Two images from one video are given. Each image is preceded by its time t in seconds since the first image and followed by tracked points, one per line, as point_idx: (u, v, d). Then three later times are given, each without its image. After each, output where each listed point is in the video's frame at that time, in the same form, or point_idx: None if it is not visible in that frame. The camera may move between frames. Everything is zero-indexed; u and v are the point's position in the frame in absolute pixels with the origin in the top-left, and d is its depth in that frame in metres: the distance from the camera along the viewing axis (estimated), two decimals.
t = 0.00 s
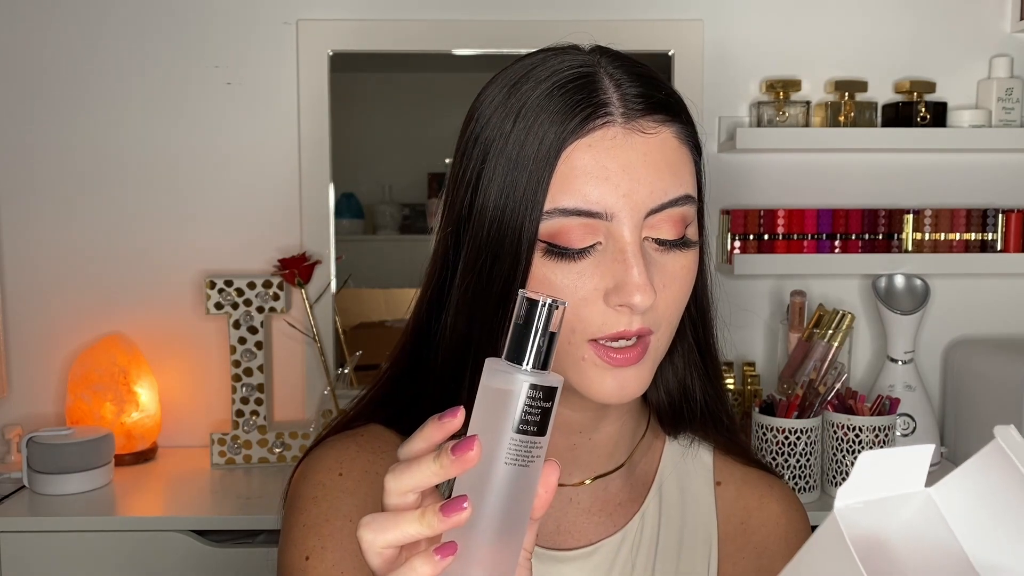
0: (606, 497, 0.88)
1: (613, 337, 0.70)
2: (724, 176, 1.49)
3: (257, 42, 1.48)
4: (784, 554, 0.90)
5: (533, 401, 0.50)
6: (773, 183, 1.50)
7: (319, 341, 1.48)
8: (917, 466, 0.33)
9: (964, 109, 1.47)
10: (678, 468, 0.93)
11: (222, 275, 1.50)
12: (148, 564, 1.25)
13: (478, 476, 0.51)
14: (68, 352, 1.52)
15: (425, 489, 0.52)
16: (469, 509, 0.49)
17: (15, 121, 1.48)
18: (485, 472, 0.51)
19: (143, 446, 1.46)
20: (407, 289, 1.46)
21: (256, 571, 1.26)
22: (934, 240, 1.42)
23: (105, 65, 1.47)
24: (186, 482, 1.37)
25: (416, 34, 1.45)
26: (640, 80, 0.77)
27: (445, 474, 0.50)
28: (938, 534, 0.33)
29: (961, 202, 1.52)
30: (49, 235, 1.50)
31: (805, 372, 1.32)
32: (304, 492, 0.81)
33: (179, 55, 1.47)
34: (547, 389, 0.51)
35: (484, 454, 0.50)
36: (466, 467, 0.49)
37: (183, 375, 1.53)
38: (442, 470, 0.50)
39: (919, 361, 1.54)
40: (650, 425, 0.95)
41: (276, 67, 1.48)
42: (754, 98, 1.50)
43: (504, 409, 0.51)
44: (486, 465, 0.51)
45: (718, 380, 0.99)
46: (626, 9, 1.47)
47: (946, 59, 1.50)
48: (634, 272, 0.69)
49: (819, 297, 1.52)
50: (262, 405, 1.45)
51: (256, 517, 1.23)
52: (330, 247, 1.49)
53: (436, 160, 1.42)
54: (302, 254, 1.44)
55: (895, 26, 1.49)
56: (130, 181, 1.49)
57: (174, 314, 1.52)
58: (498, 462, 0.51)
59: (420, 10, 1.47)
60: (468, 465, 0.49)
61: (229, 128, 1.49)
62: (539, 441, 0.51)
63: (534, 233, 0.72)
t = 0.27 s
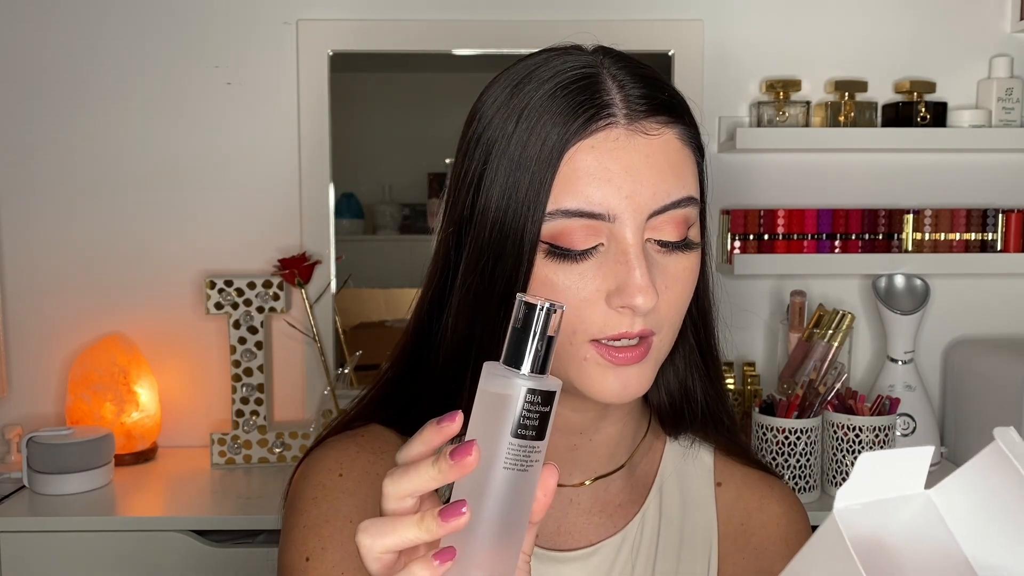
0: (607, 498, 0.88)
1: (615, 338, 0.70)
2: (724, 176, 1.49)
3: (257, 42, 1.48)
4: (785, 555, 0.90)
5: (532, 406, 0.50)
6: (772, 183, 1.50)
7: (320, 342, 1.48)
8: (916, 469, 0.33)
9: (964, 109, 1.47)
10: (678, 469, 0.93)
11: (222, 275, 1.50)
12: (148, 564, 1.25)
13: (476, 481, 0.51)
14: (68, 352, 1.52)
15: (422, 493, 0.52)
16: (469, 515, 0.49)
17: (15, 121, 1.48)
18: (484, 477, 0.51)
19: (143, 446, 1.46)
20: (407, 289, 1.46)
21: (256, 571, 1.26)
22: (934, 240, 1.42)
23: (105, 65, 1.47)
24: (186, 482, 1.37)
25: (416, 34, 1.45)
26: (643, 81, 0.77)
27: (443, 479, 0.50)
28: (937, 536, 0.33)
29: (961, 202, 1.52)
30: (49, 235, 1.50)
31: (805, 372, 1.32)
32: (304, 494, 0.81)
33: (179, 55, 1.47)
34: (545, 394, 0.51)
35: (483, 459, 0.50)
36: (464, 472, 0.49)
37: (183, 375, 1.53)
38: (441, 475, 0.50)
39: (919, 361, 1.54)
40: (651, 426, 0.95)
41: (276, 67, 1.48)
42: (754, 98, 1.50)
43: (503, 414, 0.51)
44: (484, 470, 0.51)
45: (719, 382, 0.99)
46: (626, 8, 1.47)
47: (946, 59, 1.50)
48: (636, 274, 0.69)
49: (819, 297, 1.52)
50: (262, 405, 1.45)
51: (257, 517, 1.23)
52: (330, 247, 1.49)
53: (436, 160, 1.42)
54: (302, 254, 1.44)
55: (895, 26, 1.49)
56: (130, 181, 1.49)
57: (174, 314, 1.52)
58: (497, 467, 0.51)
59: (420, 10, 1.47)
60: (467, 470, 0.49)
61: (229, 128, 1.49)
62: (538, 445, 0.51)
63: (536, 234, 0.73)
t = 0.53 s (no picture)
0: (607, 498, 0.88)
1: (615, 340, 0.70)
2: (724, 176, 1.50)
3: (257, 42, 1.47)
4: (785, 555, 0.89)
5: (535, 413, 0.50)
6: (772, 184, 1.51)
7: (320, 341, 1.48)
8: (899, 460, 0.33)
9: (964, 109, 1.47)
10: (678, 469, 0.93)
11: (222, 275, 1.50)
12: (148, 564, 1.24)
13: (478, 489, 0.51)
14: (68, 351, 1.52)
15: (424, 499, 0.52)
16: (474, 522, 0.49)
17: (15, 121, 1.48)
18: (486, 484, 0.51)
19: (143, 446, 1.46)
20: (407, 289, 1.46)
21: (256, 571, 1.26)
22: (934, 240, 1.42)
23: (105, 63, 1.47)
24: (186, 482, 1.37)
25: (416, 34, 1.45)
26: (645, 82, 0.77)
27: (445, 485, 0.50)
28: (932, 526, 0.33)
29: (961, 202, 1.52)
30: (49, 234, 1.50)
31: (805, 372, 1.32)
32: (304, 494, 0.81)
33: (179, 55, 1.47)
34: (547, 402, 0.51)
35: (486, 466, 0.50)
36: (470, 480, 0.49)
37: (183, 375, 1.53)
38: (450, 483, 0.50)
39: (920, 361, 1.54)
40: (651, 427, 0.95)
41: (276, 67, 1.48)
42: (754, 98, 1.50)
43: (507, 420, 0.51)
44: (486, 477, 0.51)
45: (720, 383, 0.99)
46: (626, 9, 1.47)
47: (946, 60, 1.50)
48: (638, 276, 0.69)
49: (819, 297, 1.52)
50: (262, 405, 1.45)
51: (257, 517, 1.23)
52: (330, 247, 1.49)
53: (436, 160, 1.42)
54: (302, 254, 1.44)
55: (895, 26, 1.49)
56: (130, 181, 1.49)
57: (174, 313, 1.51)
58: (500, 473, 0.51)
59: (420, 10, 1.47)
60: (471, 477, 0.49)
61: (229, 128, 1.49)
62: (540, 451, 0.51)
63: (538, 234, 0.73)
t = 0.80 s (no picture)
0: (607, 497, 0.88)
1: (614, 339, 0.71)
2: (723, 176, 1.50)
3: (257, 42, 1.47)
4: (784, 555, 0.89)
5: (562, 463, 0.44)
6: (772, 184, 1.51)
7: (320, 341, 1.48)
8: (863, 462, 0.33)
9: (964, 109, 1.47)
10: (677, 469, 0.92)
11: (222, 275, 1.50)
12: (148, 564, 1.25)
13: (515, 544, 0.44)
14: (68, 352, 1.52)
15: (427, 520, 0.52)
16: (568, 564, 0.39)
17: (15, 120, 1.48)
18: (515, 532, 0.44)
19: (143, 446, 1.46)
20: (407, 289, 1.46)
21: (256, 570, 1.26)
22: (934, 240, 1.42)
23: (105, 63, 1.47)
24: (186, 482, 1.37)
25: (416, 35, 1.45)
26: (644, 82, 0.77)
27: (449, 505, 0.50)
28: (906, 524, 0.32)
29: (961, 202, 1.52)
30: (49, 234, 1.50)
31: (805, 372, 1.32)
32: (301, 494, 0.80)
33: (179, 55, 1.47)
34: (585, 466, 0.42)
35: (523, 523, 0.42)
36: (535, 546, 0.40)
37: (183, 376, 1.53)
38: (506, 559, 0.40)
39: (920, 361, 1.54)
40: (650, 427, 0.96)
41: (276, 67, 1.48)
42: (754, 98, 1.50)
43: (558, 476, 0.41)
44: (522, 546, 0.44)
45: (720, 383, 0.98)
46: (626, 8, 1.47)
47: (946, 60, 1.50)
48: (635, 276, 0.69)
49: (819, 297, 1.52)
50: (262, 405, 1.45)
51: (256, 517, 1.23)
52: (330, 247, 1.49)
53: (436, 161, 1.42)
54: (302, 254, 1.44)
55: (895, 26, 1.49)
56: (130, 181, 1.49)
57: (174, 314, 1.51)
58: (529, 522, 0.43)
59: (420, 10, 1.47)
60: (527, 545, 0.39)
61: (229, 128, 1.49)
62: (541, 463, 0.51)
63: (535, 234, 0.73)
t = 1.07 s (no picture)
0: (605, 496, 0.88)
1: (605, 333, 0.70)
2: (723, 176, 1.50)
3: (257, 42, 1.47)
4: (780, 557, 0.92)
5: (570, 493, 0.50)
6: (772, 184, 1.51)
7: (320, 341, 1.48)
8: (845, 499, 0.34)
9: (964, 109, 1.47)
10: (678, 468, 0.94)
11: (222, 276, 1.50)
12: (148, 564, 1.25)
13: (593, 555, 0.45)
14: (68, 352, 1.52)
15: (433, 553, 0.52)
16: None
17: (15, 120, 1.48)
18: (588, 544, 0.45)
19: (143, 446, 1.46)
20: (407, 289, 1.47)
21: (256, 570, 1.26)
22: (934, 240, 1.42)
23: (105, 63, 1.47)
24: (186, 482, 1.36)
25: (415, 35, 1.45)
26: (634, 79, 0.77)
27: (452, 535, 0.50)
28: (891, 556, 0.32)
29: (961, 202, 1.52)
30: (49, 234, 1.50)
31: (805, 372, 1.33)
32: (300, 493, 0.81)
33: (179, 55, 1.47)
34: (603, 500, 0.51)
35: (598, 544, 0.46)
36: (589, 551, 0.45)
37: (183, 375, 1.53)
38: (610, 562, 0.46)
39: (920, 361, 1.54)
40: (649, 425, 0.96)
41: (276, 67, 1.48)
42: (754, 98, 1.50)
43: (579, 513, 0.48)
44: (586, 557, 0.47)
45: (720, 382, 0.99)
46: (626, 9, 1.47)
47: (946, 60, 1.50)
48: (623, 271, 0.69)
49: (819, 297, 1.52)
50: (262, 405, 1.45)
51: (257, 516, 1.23)
52: (330, 247, 1.49)
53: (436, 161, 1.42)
54: (302, 254, 1.44)
55: (895, 26, 1.49)
56: (130, 181, 1.49)
57: (174, 314, 1.52)
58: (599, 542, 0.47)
59: (420, 10, 1.47)
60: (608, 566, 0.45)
61: (229, 128, 1.49)
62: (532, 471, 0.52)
63: (525, 232, 0.73)
